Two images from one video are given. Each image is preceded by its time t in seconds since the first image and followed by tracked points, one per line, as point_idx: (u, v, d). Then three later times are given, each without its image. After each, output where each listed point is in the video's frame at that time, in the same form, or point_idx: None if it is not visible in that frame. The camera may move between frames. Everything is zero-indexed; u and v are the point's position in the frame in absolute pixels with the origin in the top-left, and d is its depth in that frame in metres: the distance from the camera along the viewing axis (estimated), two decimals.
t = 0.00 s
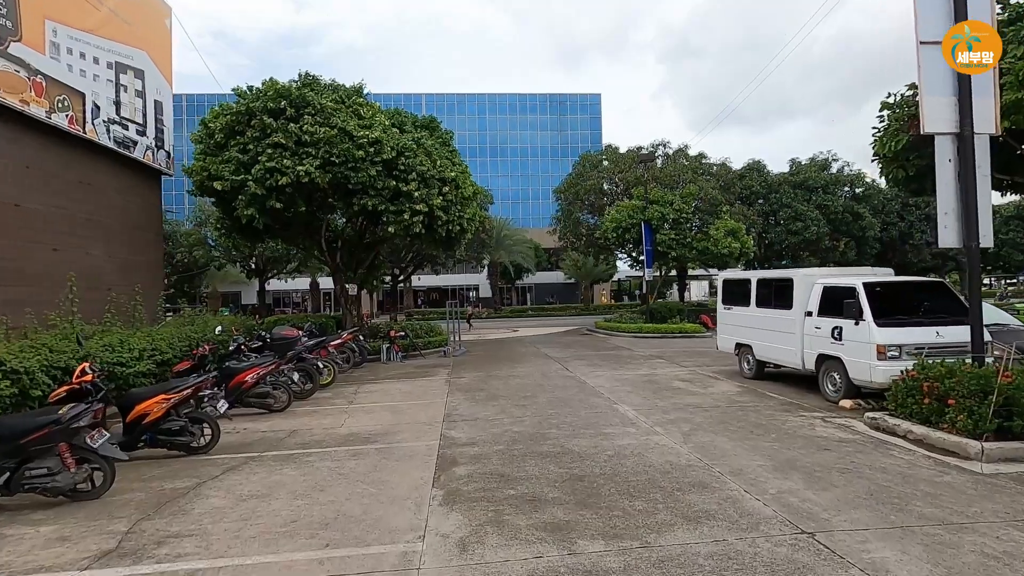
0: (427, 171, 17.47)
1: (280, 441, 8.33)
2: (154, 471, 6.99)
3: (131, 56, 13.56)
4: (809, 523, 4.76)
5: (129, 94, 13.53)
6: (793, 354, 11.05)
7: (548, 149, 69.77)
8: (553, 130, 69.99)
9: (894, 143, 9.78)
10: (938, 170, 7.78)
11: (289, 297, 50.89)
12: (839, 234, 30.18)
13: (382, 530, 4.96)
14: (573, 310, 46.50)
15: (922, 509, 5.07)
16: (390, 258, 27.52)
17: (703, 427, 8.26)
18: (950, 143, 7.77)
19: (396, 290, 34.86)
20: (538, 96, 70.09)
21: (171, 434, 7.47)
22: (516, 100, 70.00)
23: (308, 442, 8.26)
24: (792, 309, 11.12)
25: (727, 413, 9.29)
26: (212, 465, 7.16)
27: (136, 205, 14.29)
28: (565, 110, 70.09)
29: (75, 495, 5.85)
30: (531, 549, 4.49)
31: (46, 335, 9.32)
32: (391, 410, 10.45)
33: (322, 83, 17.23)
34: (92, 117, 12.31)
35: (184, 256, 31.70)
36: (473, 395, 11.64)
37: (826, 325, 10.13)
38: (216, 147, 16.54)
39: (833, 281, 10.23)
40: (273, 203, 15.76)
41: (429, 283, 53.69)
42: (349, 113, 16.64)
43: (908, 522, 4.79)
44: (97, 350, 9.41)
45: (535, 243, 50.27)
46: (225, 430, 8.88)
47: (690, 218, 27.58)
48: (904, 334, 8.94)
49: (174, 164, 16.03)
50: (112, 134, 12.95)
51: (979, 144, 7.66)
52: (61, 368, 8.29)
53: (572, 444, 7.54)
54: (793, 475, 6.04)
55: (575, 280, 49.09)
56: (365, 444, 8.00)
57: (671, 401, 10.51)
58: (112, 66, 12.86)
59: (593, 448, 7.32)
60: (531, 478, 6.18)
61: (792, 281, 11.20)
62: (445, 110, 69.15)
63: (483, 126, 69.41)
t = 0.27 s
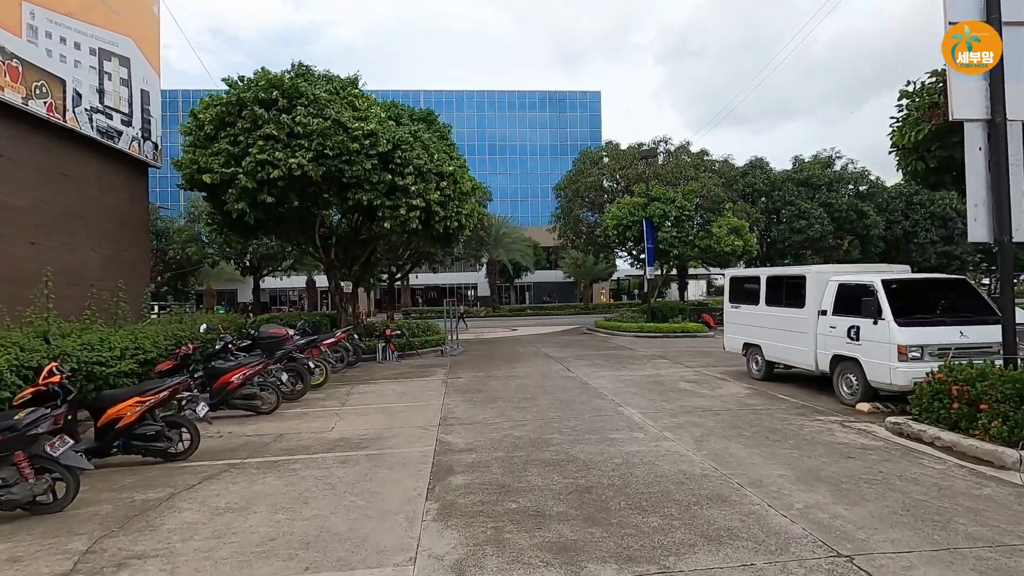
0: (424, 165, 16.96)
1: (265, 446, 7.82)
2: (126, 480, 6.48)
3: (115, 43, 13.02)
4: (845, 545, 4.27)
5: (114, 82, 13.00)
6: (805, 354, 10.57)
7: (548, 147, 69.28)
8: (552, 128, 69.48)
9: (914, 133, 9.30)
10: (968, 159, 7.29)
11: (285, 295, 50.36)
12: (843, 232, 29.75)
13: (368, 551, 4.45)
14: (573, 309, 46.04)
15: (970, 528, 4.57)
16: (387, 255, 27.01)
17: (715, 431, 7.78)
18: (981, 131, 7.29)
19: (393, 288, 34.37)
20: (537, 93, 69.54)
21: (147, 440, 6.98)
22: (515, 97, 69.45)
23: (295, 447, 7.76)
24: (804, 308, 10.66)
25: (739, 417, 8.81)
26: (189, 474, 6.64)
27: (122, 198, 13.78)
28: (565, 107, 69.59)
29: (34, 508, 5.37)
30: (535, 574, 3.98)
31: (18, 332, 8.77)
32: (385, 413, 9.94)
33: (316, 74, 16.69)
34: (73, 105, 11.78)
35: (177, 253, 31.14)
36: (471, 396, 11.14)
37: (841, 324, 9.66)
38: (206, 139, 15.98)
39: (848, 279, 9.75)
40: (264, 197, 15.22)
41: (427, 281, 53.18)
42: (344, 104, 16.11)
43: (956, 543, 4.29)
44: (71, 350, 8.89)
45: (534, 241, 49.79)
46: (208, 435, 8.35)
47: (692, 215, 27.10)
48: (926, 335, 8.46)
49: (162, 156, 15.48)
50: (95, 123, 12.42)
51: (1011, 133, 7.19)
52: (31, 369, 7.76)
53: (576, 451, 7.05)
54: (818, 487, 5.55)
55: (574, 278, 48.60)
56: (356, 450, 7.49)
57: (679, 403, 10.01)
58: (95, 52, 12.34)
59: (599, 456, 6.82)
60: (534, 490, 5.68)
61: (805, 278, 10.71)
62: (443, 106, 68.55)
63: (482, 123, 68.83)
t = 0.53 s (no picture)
0: (421, 161, 16.45)
1: (249, 458, 7.32)
2: (95, 496, 5.97)
3: (99, 32, 12.52)
4: None
5: (98, 73, 12.50)
6: (819, 358, 10.10)
7: (547, 145, 68.77)
8: (552, 126, 68.97)
9: (937, 127, 8.84)
10: (1002, 152, 6.81)
11: (282, 294, 49.80)
12: (847, 232, 29.34)
13: None
14: (572, 309, 45.55)
15: None
16: (384, 253, 26.49)
17: (729, 442, 7.30)
18: (1015, 122, 6.82)
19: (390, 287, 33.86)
20: (536, 91, 69.01)
21: (120, 452, 6.49)
22: (514, 95, 68.93)
23: (280, 459, 7.26)
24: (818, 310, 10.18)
25: (752, 425, 8.33)
26: (163, 490, 6.14)
27: (107, 194, 13.26)
28: (564, 106, 69.08)
29: None
30: None
31: None
32: (378, 420, 9.46)
33: (310, 67, 16.17)
34: (54, 96, 11.28)
35: (170, 251, 30.57)
36: (469, 402, 10.65)
37: (859, 328, 9.20)
38: (195, 133, 15.45)
39: (866, 280, 9.27)
40: (255, 193, 14.69)
41: (425, 280, 52.67)
42: (338, 98, 15.59)
43: None
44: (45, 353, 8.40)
45: (533, 240, 49.29)
46: (189, 445, 7.85)
47: (694, 214, 26.62)
48: (951, 339, 8.00)
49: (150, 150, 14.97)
50: (77, 115, 11.92)
51: None
52: None
53: (582, 464, 6.57)
54: (850, 508, 5.07)
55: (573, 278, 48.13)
56: (345, 462, 7.00)
57: (687, 410, 9.53)
58: (77, 41, 11.84)
59: (607, 470, 6.34)
60: (537, 511, 5.19)
61: (818, 279, 10.23)
62: (442, 104, 67.98)
63: (480, 121, 68.28)
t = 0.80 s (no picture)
0: (420, 155, 15.97)
1: (233, 466, 6.83)
2: (62, 509, 5.47)
3: (85, 18, 12.02)
4: None
5: (83, 60, 12.00)
6: (838, 361, 9.60)
7: (547, 144, 68.28)
8: (552, 125, 68.47)
9: (966, 117, 8.34)
10: None
11: (280, 292, 49.27)
12: (854, 232, 28.87)
13: None
14: (573, 309, 45.05)
15: None
16: (382, 251, 25.97)
17: (748, 451, 6.81)
18: None
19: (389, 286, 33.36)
20: (537, 90, 68.50)
21: (90, 461, 5.93)
22: (515, 93, 68.43)
23: (267, 467, 6.76)
24: (836, 310, 9.70)
25: (770, 433, 7.84)
26: (137, 502, 5.64)
27: (92, 186, 12.76)
28: (565, 104, 68.58)
29: None
30: None
31: None
32: (373, 424, 8.96)
33: (306, 57, 15.67)
34: (35, 82, 10.77)
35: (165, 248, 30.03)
36: (469, 405, 10.15)
37: (881, 329, 8.71)
38: (187, 125, 14.95)
39: (889, 280, 8.76)
40: (249, 187, 14.20)
41: (424, 279, 52.17)
42: (334, 89, 15.09)
43: None
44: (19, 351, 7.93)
45: (533, 240, 48.79)
46: (170, 451, 7.35)
47: (699, 212, 26.12)
48: (983, 342, 7.51)
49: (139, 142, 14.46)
50: (60, 103, 11.41)
51: None
52: None
53: (592, 475, 6.07)
54: (891, 530, 4.57)
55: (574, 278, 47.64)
56: (336, 471, 6.50)
57: (699, 415, 9.04)
58: (61, 26, 11.34)
59: (619, 482, 5.85)
60: (545, 530, 4.69)
61: (836, 278, 9.72)
62: (442, 102, 67.47)
63: (481, 120, 67.77)
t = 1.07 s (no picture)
0: (419, 151, 15.45)
1: (214, 483, 6.29)
2: (20, 536, 4.94)
3: (67, 6, 11.47)
4: None
5: (66, 51, 11.46)
6: (860, 368, 9.07)
7: (548, 144, 67.74)
8: (553, 124, 67.95)
9: (1000, 109, 7.81)
10: None
11: (279, 293, 48.78)
12: (861, 232, 28.38)
13: None
14: (574, 310, 44.50)
15: None
16: (381, 251, 25.46)
17: (773, 468, 6.27)
18: None
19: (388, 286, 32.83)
20: (538, 89, 67.99)
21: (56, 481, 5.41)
22: (516, 92, 67.91)
23: (250, 485, 6.21)
24: (858, 314, 9.16)
25: (793, 446, 7.30)
26: (103, 528, 5.10)
27: (75, 183, 12.21)
28: (566, 103, 68.06)
29: None
30: None
31: None
32: (367, 435, 8.42)
33: (300, 50, 15.13)
34: (13, 73, 10.23)
35: (160, 247, 29.53)
36: (469, 414, 9.61)
37: (909, 335, 8.18)
38: (177, 120, 14.41)
39: (918, 283, 8.23)
40: (241, 184, 13.67)
41: (424, 280, 51.66)
42: (329, 83, 14.56)
43: None
44: None
45: (534, 240, 48.27)
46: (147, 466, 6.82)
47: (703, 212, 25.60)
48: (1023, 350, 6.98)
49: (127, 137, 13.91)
50: (41, 95, 10.87)
51: None
52: None
53: (605, 497, 5.54)
54: (948, 567, 4.04)
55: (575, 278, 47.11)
56: (325, 491, 5.96)
57: (714, 425, 8.51)
58: (41, 14, 10.79)
59: (634, 505, 5.32)
60: (556, 566, 4.16)
61: (859, 280, 9.17)
62: (442, 101, 66.95)
63: (481, 119, 67.24)
